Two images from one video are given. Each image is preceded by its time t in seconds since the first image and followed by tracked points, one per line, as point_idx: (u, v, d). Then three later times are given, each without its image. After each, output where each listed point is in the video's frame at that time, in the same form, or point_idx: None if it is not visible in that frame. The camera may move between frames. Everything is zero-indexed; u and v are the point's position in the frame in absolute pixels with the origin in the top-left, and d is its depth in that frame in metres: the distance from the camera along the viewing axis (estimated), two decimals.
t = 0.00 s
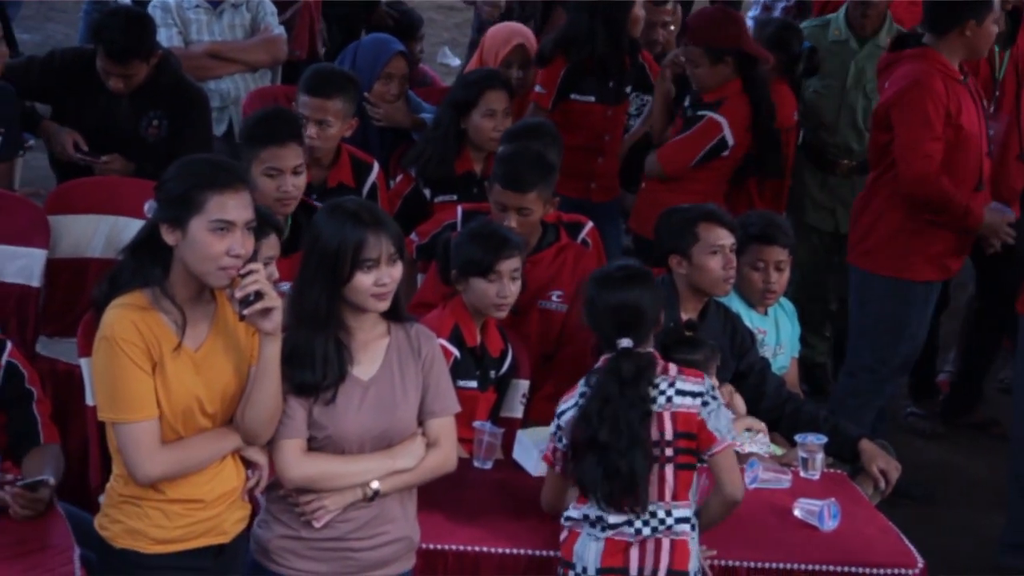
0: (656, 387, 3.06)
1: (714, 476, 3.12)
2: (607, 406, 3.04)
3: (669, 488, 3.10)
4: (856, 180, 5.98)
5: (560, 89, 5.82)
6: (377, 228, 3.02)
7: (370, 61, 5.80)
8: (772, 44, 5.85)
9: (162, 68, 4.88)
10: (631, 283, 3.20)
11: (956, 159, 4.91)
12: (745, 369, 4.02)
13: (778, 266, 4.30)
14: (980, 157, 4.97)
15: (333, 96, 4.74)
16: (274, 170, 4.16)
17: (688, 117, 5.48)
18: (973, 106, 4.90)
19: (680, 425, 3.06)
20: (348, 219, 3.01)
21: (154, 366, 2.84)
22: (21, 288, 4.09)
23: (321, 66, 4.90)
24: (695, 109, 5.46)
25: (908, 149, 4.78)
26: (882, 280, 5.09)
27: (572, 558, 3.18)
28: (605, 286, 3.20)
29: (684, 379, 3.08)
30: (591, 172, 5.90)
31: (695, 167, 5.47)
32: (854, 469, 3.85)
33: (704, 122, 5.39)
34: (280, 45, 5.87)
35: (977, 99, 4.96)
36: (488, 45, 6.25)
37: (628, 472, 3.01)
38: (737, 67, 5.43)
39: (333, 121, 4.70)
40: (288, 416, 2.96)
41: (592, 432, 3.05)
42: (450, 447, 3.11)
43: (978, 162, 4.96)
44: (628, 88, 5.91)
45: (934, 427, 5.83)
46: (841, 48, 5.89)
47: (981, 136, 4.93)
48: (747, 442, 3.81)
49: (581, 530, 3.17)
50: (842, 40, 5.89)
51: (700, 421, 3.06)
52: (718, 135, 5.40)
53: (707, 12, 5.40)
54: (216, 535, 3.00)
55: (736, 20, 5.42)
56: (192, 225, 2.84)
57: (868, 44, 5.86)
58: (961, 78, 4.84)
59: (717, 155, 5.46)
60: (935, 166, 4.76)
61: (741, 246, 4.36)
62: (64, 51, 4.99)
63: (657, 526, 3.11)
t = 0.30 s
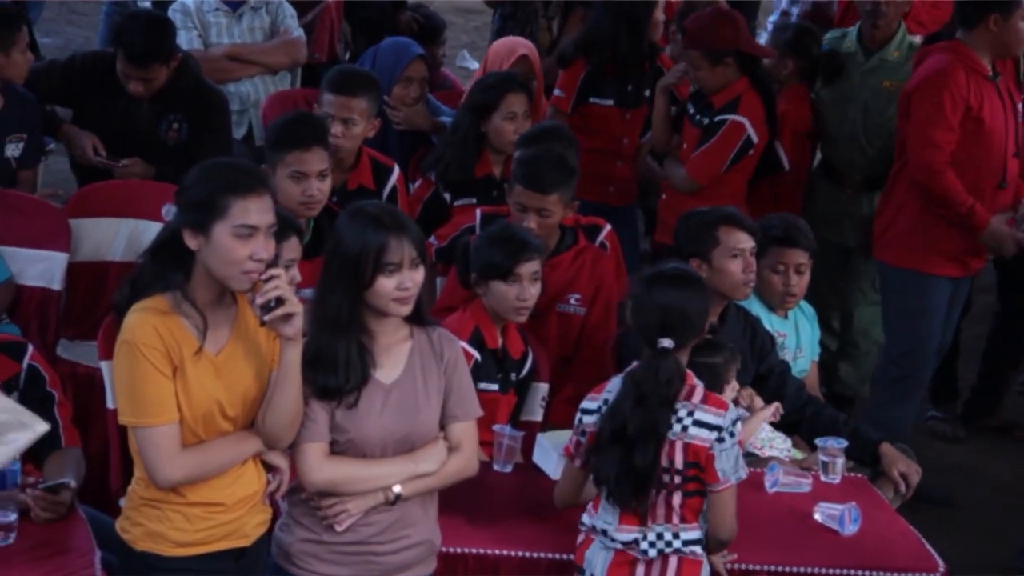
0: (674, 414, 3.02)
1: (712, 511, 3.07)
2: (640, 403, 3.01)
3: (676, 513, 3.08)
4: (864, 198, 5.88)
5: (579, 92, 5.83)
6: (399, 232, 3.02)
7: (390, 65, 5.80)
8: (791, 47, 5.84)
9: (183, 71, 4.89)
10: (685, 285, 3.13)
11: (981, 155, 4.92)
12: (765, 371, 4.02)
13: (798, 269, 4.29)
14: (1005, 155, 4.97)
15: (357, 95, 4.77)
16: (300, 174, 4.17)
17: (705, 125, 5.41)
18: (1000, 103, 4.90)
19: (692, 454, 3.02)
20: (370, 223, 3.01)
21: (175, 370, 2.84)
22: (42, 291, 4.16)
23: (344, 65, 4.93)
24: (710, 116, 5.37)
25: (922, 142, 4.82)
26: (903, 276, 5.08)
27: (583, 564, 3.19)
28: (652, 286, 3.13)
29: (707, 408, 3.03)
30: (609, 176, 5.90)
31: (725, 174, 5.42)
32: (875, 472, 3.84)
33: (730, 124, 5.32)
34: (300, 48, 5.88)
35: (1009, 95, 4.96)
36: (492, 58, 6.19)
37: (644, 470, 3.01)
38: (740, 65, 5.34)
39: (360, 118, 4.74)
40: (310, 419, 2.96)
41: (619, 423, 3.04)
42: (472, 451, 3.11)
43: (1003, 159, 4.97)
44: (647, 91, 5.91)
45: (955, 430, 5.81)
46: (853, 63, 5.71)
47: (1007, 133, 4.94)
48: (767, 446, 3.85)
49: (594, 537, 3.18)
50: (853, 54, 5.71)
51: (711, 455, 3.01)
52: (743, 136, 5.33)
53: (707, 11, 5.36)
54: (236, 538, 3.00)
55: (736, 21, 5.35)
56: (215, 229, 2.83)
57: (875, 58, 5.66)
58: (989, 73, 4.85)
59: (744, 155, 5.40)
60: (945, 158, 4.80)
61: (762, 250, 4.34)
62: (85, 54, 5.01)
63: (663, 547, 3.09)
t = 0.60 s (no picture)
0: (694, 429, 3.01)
1: (729, 520, 3.09)
2: (670, 409, 2.98)
3: (691, 521, 3.09)
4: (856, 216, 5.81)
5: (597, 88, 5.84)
6: (421, 229, 3.02)
7: (409, 62, 5.80)
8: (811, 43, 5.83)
9: (201, 68, 4.89)
10: (710, 288, 3.09)
11: (1001, 152, 4.92)
12: (784, 369, 4.02)
13: (818, 265, 4.29)
14: None
15: (379, 86, 4.78)
16: (320, 171, 4.18)
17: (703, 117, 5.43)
18: None
19: (710, 468, 3.01)
20: (392, 220, 3.01)
21: (198, 368, 2.85)
22: (64, 288, 4.19)
23: (365, 60, 4.94)
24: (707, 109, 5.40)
25: (925, 129, 4.85)
26: (924, 272, 5.07)
27: (598, 563, 3.20)
28: (676, 289, 3.09)
29: (727, 423, 3.02)
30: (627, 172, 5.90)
31: (714, 171, 5.42)
32: (895, 470, 3.84)
33: (718, 119, 5.33)
34: (319, 44, 5.89)
35: None
36: (494, 44, 6.17)
37: (676, 474, 2.99)
38: (738, 60, 5.36)
39: (378, 110, 4.74)
40: (331, 416, 2.97)
41: (651, 428, 3.00)
42: (493, 449, 3.12)
43: None
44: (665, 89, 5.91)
45: (974, 427, 5.81)
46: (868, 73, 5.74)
47: None
48: (786, 443, 3.85)
49: (609, 537, 3.20)
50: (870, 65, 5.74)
51: (729, 467, 3.01)
52: (732, 132, 5.33)
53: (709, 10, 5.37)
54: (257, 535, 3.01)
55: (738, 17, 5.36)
56: (242, 229, 2.83)
57: (883, 67, 5.66)
58: (1016, 72, 4.84)
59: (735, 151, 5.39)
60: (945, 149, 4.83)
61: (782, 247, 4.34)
62: (104, 51, 5.01)
63: (677, 554, 3.10)
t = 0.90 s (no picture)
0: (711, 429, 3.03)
1: (745, 517, 3.12)
2: (695, 406, 2.98)
3: (707, 519, 3.10)
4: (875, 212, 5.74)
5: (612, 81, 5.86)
6: (439, 222, 3.03)
7: (426, 56, 5.80)
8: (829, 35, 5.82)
9: (220, 62, 4.90)
10: (728, 285, 3.08)
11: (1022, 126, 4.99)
12: (802, 363, 4.02)
13: (836, 259, 4.29)
14: None
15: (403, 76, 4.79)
16: (340, 165, 4.19)
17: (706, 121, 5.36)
18: None
19: (726, 467, 3.04)
20: (410, 214, 3.02)
21: (220, 362, 2.86)
22: (82, 281, 4.22)
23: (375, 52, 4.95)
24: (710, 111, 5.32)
25: (949, 97, 4.89)
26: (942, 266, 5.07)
27: (612, 559, 3.20)
28: (693, 286, 3.08)
29: (744, 420, 3.03)
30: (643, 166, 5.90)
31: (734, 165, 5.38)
32: (913, 463, 3.84)
33: (727, 118, 5.26)
34: (336, 39, 5.89)
35: None
36: (516, 43, 6.15)
37: (701, 472, 2.99)
38: (727, 57, 5.30)
39: (413, 95, 4.75)
40: (349, 409, 2.98)
41: (675, 426, 2.98)
42: (511, 443, 3.12)
43: None
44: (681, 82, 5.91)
45: (993, 421, 5.80)
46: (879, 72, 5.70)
47: None
48: (805, 436, 3.83)
49: (625, 533, 3.19)
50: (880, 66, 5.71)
51: (746, 466, 3.03)
52: (744, 128, 5.27)
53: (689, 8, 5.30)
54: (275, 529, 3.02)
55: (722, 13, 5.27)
56: (266, 225, 2.83)
57: (894, 69, 5.62)
58: None
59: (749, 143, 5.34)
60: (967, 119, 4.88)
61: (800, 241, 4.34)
62: (123, 45, 5.02)
63: (691, 553, 3.11)
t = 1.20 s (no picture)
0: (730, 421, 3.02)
1: (764, 509, 3.13)
2: (716, 400, 2.97)
3: (726, 513, 3.09)
4: (903, 221, 5.35)
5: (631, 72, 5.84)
6: (457, 214, 3.03)
7: (446, 47, 5.80)
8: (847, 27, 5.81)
9: (240, 53, 4.91)
10: (747, 279, 3.08)
11: None
12: (822, 355, 4.01)
13: (856, 252, 4.29)
14: None
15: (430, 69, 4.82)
16: (365, 157, 4.19)
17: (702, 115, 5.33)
18: None
19: (746, 460, 3.04)
20: (429, 206, 3.02)
21: (242, 353, 2.86)
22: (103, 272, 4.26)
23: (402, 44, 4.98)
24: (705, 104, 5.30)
25: (977, 106, 4.85)
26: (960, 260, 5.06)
27: (632, 554, 3.20)
28: (714, 279, 3.08)
29: (764, 413, 3.02)
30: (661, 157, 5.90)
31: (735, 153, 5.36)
32: (933, 456, 3.84)
33: (722, 108, 5.23)
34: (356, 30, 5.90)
35: None
36: (540, 34, 6.15)
37: (721, 465, 3.00)
38: (715, 51, 5.29)
39: (440, 87, 4.78)
40: (368, 401, 2.98)
41: (695, 418, 2.98)
42: (529, 434, 3.11)
43: None
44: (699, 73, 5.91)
45: (1013, 413, 5.80)
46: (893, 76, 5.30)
47: None
48: (824, 429, 3.84)
49: (644, 526, 3.19)
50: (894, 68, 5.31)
51: (766, 460, 3.03)
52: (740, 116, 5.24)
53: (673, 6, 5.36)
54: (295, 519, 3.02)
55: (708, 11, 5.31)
56: (288, 218, 2.83)
57: (916, 75, 5.23)
58: None
59: (746, 132, 5.31)
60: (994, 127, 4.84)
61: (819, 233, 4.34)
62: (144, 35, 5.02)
63: (710, 546, 3.11)
